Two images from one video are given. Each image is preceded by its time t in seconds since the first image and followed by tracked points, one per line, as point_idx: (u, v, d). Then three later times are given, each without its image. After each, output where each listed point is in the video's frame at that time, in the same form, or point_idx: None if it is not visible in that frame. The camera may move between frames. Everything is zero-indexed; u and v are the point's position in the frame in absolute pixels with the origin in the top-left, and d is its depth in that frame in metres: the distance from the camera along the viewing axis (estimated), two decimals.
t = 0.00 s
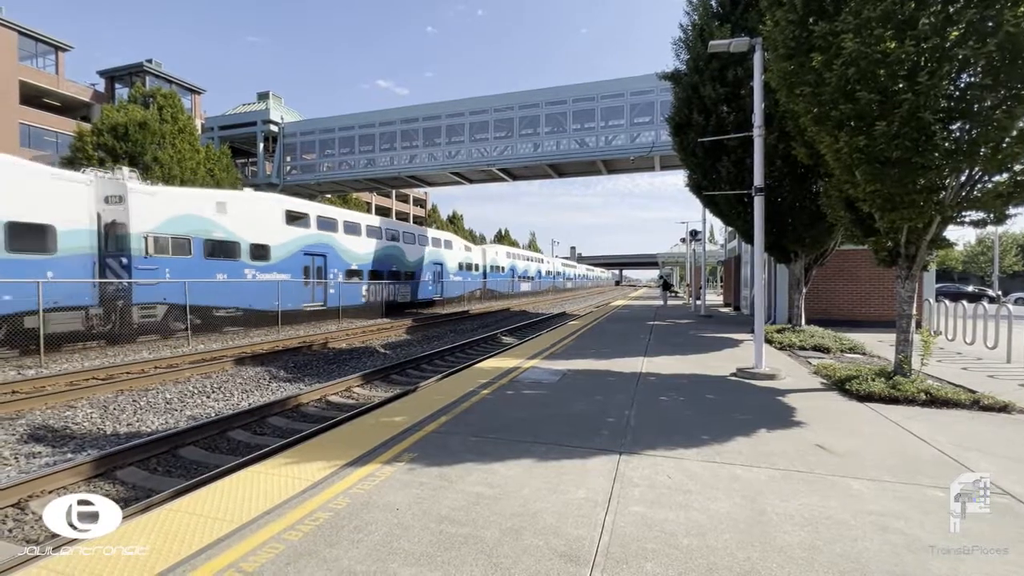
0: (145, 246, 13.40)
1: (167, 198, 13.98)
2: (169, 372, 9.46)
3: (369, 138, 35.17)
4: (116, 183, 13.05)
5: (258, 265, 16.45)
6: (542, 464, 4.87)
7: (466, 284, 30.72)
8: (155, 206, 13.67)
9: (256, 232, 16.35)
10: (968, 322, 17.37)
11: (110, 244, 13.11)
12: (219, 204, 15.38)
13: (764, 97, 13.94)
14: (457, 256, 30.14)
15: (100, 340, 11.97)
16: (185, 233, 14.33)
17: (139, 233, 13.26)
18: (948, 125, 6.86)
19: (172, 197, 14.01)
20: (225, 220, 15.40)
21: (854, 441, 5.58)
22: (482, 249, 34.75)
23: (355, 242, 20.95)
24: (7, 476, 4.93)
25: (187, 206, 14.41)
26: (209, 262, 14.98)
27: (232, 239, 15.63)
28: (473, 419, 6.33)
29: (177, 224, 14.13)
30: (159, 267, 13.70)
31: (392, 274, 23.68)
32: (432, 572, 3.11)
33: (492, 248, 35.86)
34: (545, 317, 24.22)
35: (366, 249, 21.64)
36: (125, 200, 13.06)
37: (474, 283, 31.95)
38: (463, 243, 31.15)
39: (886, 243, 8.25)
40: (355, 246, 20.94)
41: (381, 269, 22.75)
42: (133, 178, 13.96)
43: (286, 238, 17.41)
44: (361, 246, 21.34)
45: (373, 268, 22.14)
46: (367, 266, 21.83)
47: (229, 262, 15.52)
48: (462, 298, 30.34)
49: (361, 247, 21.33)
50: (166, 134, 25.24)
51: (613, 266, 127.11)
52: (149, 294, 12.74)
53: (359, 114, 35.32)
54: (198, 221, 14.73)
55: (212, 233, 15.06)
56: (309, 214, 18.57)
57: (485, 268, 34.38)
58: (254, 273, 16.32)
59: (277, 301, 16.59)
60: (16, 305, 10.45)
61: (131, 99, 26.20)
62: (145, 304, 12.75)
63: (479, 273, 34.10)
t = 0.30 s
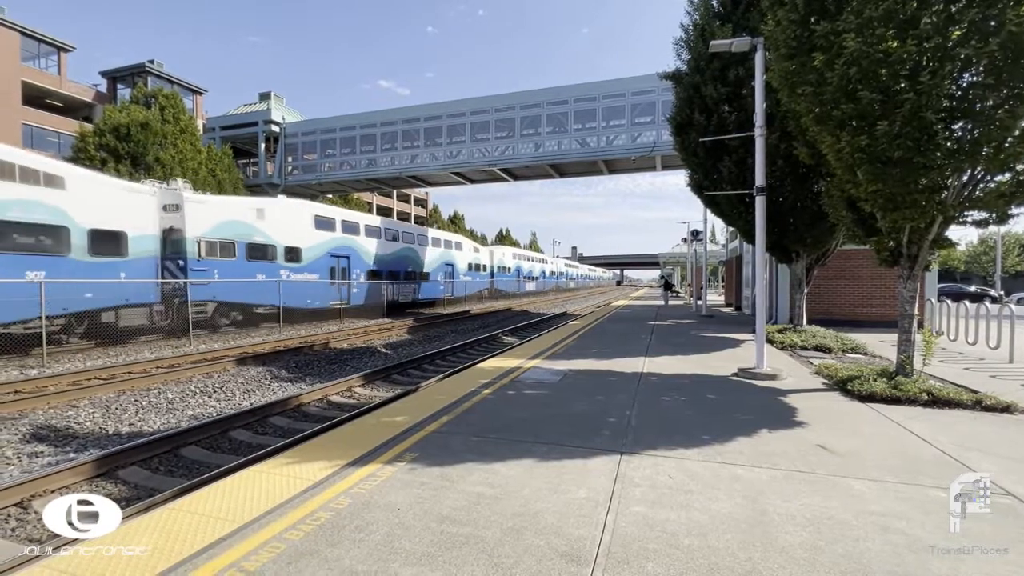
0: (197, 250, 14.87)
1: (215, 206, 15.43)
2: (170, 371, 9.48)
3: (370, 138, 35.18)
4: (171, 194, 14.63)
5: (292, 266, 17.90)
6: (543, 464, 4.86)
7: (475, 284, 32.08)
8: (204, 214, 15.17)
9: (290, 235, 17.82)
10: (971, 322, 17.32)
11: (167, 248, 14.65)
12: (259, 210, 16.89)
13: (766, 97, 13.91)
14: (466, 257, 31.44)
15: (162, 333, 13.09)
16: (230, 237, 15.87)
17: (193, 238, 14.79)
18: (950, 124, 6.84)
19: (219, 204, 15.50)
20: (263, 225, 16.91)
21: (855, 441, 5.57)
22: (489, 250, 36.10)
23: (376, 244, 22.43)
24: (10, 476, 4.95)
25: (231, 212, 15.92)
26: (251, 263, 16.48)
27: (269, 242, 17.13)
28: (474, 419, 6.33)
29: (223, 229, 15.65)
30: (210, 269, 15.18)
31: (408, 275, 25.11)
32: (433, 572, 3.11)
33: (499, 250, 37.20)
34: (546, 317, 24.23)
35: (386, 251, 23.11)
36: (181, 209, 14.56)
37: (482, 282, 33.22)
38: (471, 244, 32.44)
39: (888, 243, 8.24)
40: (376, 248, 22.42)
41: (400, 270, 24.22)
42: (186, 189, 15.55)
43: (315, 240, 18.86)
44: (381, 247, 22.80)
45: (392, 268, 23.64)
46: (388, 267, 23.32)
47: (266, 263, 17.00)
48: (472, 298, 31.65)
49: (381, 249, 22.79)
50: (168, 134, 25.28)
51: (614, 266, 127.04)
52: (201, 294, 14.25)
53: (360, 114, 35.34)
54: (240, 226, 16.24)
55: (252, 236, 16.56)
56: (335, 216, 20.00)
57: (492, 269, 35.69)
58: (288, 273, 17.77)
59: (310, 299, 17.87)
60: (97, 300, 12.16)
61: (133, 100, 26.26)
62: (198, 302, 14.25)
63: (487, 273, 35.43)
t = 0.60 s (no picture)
0: (241, 254, 15.89)
1: (257, 212, 16.43)
2: (171, 371, 9.48)
3: (372, 138, 35.18)
4: (219, 201, 15.57)
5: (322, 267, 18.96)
6: (543, 464, 4.86)
7: (484, 284, 33.16)
8: (247, 219, 16.15)
9: (320, 238, 18.86)
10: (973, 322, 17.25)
11: (214, 250, 15.55)
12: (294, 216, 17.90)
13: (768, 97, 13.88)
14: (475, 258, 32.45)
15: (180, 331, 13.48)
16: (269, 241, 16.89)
17: (239, 242, 15.80)
18: (952, 124, 6.83)
19: (260, 211, 16.53)
20: (297, 229, 17.94)
21: (856, 441, 5.57)
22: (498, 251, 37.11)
23: (399, 246, 23.58)
24: (13, 475, 4.96)
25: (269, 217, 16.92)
26: (286, 265, 17.55)
27: (303, 245, 18.15)
28: (475, 418, 6.34)
29: (263, 233, 16.68)
30: (252, 270, 16.22)
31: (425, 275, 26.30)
32: (434, 572, 3.11)
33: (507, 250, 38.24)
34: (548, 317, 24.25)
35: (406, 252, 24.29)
36: (228, 216, 15.55)
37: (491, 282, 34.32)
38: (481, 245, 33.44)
39: (889, 243, 8.24)
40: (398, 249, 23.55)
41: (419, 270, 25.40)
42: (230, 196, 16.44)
43: (342, 243, 19.92)
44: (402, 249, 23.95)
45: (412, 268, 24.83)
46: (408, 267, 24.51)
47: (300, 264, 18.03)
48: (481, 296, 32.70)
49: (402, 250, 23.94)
50: (170, 134, 25.31)
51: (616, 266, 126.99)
52: (245, 293, 15.47)
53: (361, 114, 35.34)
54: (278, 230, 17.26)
55: (287, 240, 17.56)
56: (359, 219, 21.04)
57: (500, 269, 36.69)
58: (318, 274, 18.85)
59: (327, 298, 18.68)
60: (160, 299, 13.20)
61: (135, 100, 26.31)
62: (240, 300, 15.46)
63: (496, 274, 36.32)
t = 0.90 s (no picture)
0: (278, 256, 17.12)
1: (292, 217, 17.69)
2: (173, 371, 9.48)
3: (373, 138, 35.18)
4: (261, 208, 16.82)
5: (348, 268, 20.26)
6: (545, 464, 4.86)
7: (492, 284, 34.06)
8: (284, 224, 17.41)
9: (347, 241, 20.18)
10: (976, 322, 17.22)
11: (256, 253, 16.85)
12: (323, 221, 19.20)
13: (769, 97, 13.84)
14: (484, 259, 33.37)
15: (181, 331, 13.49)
16: (303, 244, 18.14)
17: (276, 245, 17.05)
18: (954, 124, 6.82)
19: (295, 216, 17.80)
20: (327, 233, 19.24)
21: (858, 441, 5.57)
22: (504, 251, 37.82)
23: (415, 249, 25.01)
24: (15, 474, 4.97)
25: (302, 222, 18.18)
26: (318, 266, 18.83)
27: (332, 248, 19.45)
28: (476, 418, 6.34)
29: (298, 237, 17.92)
30: (288, 271, 17.45)
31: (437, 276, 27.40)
32: (435, 572, 3.11)
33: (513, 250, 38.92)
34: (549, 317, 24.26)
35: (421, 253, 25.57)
36: (267, 222, 16.86)
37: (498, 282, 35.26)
38: (489, 247, 34.35)
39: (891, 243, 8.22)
40: (415, 252, 24.94)
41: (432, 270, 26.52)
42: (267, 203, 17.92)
43: (365, 245, 21.27)
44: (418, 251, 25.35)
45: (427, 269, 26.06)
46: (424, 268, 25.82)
47: (329, 265, 19.29)
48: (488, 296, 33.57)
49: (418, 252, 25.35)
50: (171, 134, 25.33)
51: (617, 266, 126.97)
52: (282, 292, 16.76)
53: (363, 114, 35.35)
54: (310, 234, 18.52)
55: (318, 243, 18.83)
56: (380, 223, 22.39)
57: (506, 269, 37.34)
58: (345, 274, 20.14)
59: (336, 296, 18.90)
60: (210, 297, 14.53)
61: (137, 100, 26.32)
62: (277, 298, 16.67)
63: (503, 274, 37.02)
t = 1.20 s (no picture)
0: (311, 257, 18.29)
1: (321, 223, 18.78)
2: (174, 371, 9.48)
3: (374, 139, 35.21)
4: (295, 214, 17.95)
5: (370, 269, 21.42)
6: (546, 464, 4.86)
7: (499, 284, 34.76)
8: (315, 229, 18.55)
9: (370, 244, 21.34)
10: (978, 323, 17.19)
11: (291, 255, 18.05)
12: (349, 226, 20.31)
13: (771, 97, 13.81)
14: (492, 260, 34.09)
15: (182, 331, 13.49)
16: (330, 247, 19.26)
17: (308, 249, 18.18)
18: (956, 124, 6.82)
19: (324, 221, 18.89)
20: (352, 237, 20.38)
21: (860, 442, 5.56)
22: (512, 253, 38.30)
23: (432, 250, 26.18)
24: (16, 474, 4.97)
25: (331, 227, 19.30)
26: (344, 267, 20.01)
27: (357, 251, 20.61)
28: (477, 418, 6.34)
29: (327, 241, 19.04)
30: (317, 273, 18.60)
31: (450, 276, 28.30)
32: (437, 571, 3.11)
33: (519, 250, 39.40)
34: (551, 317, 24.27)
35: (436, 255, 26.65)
36: (300, 227, 17.96)
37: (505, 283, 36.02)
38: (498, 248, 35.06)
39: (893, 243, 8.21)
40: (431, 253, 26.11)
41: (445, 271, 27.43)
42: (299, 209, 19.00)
43: (386, 247, 22.39)
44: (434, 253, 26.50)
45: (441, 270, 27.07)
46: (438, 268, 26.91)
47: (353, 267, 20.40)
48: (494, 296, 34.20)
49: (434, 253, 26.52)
50: (173, 134, 25.35)
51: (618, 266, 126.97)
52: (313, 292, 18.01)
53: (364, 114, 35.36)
54: (337, 238, 19.64)
55: (344, 246, 19.98)
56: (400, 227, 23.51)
57: (513, 270, 37.67)
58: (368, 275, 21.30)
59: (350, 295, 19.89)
60: (253, 295, 15.76)
61: (138, 100, 26.33)
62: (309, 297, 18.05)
63: (511, 274, 37.40)
